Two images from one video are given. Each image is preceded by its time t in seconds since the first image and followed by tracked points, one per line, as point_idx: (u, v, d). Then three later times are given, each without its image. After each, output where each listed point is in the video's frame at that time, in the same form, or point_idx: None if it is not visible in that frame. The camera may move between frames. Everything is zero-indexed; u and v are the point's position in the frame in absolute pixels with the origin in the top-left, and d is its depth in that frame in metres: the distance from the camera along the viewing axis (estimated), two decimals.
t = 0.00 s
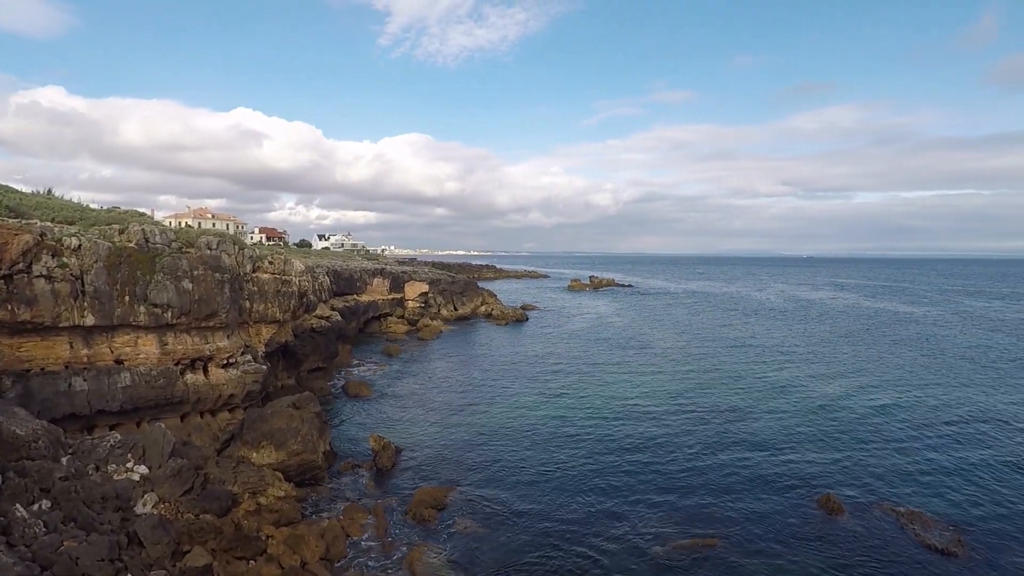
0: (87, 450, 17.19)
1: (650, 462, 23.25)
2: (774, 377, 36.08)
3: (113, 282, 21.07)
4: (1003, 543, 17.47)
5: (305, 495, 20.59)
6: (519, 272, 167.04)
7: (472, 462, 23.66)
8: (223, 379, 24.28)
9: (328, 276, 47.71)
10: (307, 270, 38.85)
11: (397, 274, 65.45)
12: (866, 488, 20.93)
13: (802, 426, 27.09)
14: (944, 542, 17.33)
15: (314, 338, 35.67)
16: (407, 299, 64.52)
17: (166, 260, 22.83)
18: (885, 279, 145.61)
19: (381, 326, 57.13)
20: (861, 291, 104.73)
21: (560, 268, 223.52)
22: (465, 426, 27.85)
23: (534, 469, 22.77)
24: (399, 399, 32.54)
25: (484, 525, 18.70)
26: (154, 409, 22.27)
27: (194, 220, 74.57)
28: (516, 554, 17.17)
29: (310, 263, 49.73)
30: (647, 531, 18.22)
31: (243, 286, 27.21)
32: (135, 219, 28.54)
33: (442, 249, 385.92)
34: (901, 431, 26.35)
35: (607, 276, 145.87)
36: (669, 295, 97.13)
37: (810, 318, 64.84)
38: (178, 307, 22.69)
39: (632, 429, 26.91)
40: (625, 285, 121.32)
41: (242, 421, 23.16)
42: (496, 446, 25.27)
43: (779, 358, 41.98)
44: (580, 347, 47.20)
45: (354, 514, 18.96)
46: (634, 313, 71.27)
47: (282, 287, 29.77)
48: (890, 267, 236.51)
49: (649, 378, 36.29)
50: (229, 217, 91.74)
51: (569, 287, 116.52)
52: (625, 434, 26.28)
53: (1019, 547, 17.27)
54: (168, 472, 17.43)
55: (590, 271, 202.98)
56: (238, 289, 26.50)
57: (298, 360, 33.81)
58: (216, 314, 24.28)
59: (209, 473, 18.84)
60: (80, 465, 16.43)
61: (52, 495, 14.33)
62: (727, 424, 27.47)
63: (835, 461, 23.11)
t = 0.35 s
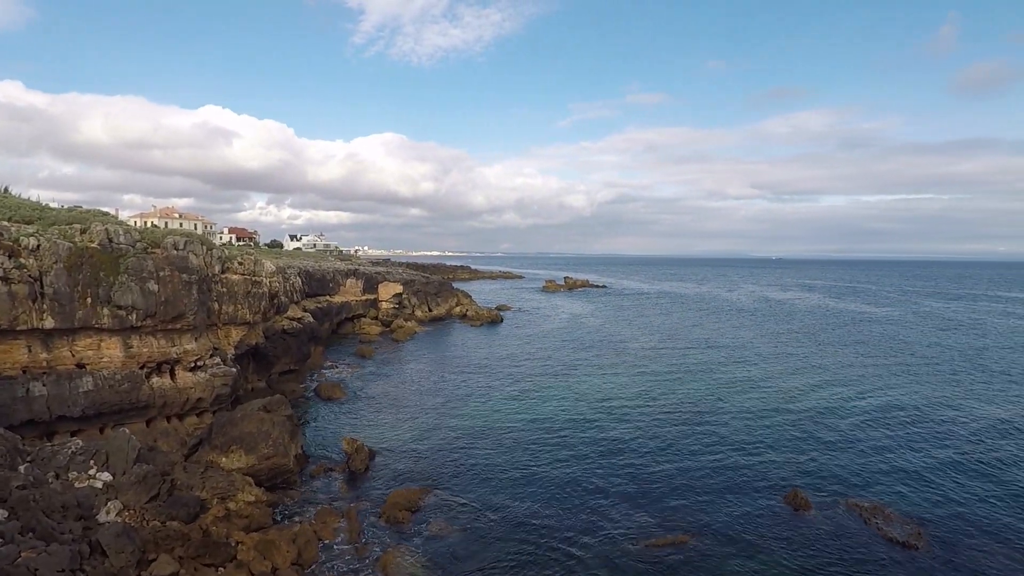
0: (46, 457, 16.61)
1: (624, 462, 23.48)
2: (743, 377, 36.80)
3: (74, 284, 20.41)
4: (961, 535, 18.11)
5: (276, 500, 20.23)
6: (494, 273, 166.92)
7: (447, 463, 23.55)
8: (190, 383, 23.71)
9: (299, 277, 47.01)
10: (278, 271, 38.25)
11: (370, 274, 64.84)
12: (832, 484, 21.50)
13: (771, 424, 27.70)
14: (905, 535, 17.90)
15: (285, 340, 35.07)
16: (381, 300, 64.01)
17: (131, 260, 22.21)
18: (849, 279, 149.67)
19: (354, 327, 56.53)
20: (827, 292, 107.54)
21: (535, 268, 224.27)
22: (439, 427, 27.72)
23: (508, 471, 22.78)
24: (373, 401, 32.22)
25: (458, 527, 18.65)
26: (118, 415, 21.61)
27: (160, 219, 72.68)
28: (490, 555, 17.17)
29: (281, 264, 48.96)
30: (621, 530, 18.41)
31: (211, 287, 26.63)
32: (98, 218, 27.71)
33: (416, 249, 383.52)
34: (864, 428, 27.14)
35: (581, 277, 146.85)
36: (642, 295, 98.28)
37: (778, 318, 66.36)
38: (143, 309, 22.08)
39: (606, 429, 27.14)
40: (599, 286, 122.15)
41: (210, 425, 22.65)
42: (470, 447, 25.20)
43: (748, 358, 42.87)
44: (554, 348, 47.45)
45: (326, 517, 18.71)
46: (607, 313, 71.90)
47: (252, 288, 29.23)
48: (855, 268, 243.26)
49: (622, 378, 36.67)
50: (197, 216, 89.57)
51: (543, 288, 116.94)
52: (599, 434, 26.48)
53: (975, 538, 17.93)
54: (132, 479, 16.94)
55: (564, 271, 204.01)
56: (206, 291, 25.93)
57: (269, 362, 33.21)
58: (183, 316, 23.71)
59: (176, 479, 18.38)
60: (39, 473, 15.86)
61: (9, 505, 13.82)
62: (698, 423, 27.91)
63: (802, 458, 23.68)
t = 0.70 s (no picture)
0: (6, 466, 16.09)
1: (600, 462, 23.62)
2: (717, 376, 37.36)
3: (36, 287, 19.81)
4: (926, 527, 18.66)
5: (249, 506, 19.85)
6: (471, 274, 166.69)
7: (424, 466, 23.41)
8: (159, 388, 23.13)
9: (273, 279, 46.26)
10: (251, 273, 37.62)
11: (345, 276, 64.11)
12: (803, 480, 21.95)
13: (744, 422, 28.16)
14: (873, 529, 18.37)
15: (259, 343, 34.48)
16: (357, 302, 63.35)
17: (96, 263, 21.65)
18: (819, 279, 152.99)
19: (329, 330, 55.84)
20: (798, 291, 109.82)
21: (512, 270, 224.50)
22: (416, 430, 27.53)
23: (486, 473, 22.74)
24: (348, 404, 31.84)
25: (435, 530, 18.57)
26: (83, 421, 20.97)
27: (128, 221, 70.88)
28: (467, 557, 17.14)
29: (254, 265, 48.16)
30: (598, 530, 18.51)
31: (181, 289, 26.07)
32: (62, 219, 26.94)
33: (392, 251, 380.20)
34: (834, 424, 27.79)
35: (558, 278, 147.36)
36: (618, 296, 99.07)
37: (750, 317, 67.56)
38: (110, 312, 21.50)
39: (583, 429, 27.28)
40: (575, 286, 122.91)
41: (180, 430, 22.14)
42: (447, 450, 25.08)
43: (722, 357, 43.53)
44: (531, 349, 47.55)
45: (300, 523, 18.44)
46: (585, 314, 72.33)
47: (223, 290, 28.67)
48: (825, 268, 248.88)
49: (599, 378, 36.93)
50: (167, 217, 87.60)
51: (520, 289, 117.11)
52: (576, 435, 26.60)
53: (940, 530, 18.49)
54: (98, 487, 16.48)
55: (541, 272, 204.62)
56: (176, 293, 25.36)
57: (241, 366, 32.61)
58: (152, 319, 23.14)
59: (144, 486, 17.94)
60: None
61: None
62: (674, 422, 28.22)
63: (774, 455, 24.13)
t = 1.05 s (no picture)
0: None
1: (580, 464, 23.79)
2: (696, 377, 37.82)
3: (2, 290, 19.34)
4: (898, 523, 19.11)
5: (225, 512, 19.56)
6: (451, 276, 166.04)
7: (404, 470, 23.31)
8: (132, 393, 22.60)
9: (249, 282, 45.61)
10: (227, 275, 37.06)
11: (324, 279, 63.50)
12: (779, 479, 22.34)
13: (721, 422, 28.59)
14: (847, 525, 18.78)
15: (235, 347, 33.96)
16: (335, 304, 62.75)
17: (65, 265, 21.22)
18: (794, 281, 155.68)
19: (307, 333, 55.23)
20: (773, 292, 111.73)
21: (493, 272, 224.53)
22: (395, 434, 27.40)
23: (466, 476, 22.72)
24: (327, 408, 31.55)
25: (415, 533, 18.50)
26: (52, 428, 20.32)
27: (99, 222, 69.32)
28: (448, 560, 17.09)
29: (230, 268, 47.45)
30: (578, 531, 18.61)
31: (155, 292, 25.60)
32: (30, 221, 26.33)
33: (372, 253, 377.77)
34: (808, 423, 28.34)
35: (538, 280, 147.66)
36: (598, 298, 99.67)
37: (727, 318, 68.54)
38: (80, 316, 21.01)
39: (563, 431, 27.44)
40: (555, 289, 123.16)
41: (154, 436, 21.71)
42: (427, 453, 25.01)
43: (700, 358, 44.08)
44: (512, 351, 47.57)
45: (278, 528, 18.23)
46: (565, 316, 72.64)
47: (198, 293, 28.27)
48: (800, 269, 253.25)
49: (579, 380, 37.13)
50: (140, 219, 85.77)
51: (501, 291, 117.11)
52: (557, 437, 26.72)
53: (910, 525, 18.97)
54: (68, 495, 16.09)
55: (521, 274, 204.87)
56: (150, 296, 24.89)
57: (217, 370, 32.09)
58: (125, 322, 22.68)
59: (116, 493, 17.56)
60: None
61: None
62: (652, 424, 28.53)
63: (750, 454, 24.53)
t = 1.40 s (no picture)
0: None
1: (562, 465, 23.83)
2: (676, 376, 38.16)
3: None
4: (874, 517, 19.47)
5: (202, 520, 19.17)
6: (432, 278, 165.39)
7: (386, 474, 23.10)
8: (105, 400, 22.05)
9: (226, 285, 44.87)
10: (203, 279, 36.42)
11: (303, 281, 62.77)
12: (758, 476, 22.62)
13: (702, 421, 28.88)
14: (824, 520, 19.08)
15: (212, 351, 33.34)
16: (315, 307, 62.05)
17: (34, 270, 20.63)
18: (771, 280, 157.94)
19: (286, 336, 54.51)
20: (751, 292, 113.35)
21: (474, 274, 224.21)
22: (377, 438, 27.15)
23: (449, 479, 22.60)
24: (306, 412, 31.15)
25: (398, 538, 18.34)
26: (21, 437, 19.75)
27: (70, 226, 67.66)
28: (430, 565, 16.96)
29: (207, 271, 46.63)
30: (561, 533, 18.61)
31: (128, 297, 25.04)
32: None
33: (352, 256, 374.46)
34: (786, 421, 28.76)
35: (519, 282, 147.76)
36: (579, 299, 100.07)
37: (706, 318, 69.30)
38: (50, 322, 20.44)
39: (546, 433, 27.46)
40: (536, 290, 123.33)
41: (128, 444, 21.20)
42: (409, 456, 24.82)
43: (680, 358, 44.47)
44: (494, 353, 47.50)
45: (257, 536, 17.92)
46: (546, 317, 72.77)
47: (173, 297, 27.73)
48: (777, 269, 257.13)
49: (561, 381, 37.22)
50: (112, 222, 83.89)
51: (482, 293, 116.95)
52: (539, 438, 26.74)
53: (886, 519, 19.33)
54: (37, 506, 15.61)
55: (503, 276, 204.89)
56: (122, 301, 24.34)
57: (194, 375, 31.49)
58: (97, 328, 22.14)
59: (89, 504, 17.10)
60: None
61: None
62: (634, 424, 28.70)
63: (730, 453, 24.81)
